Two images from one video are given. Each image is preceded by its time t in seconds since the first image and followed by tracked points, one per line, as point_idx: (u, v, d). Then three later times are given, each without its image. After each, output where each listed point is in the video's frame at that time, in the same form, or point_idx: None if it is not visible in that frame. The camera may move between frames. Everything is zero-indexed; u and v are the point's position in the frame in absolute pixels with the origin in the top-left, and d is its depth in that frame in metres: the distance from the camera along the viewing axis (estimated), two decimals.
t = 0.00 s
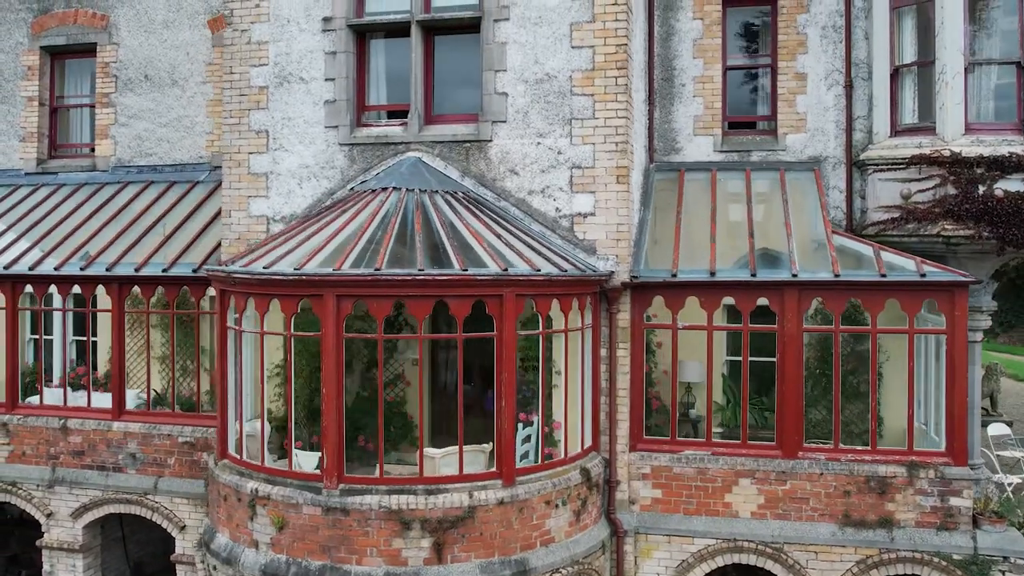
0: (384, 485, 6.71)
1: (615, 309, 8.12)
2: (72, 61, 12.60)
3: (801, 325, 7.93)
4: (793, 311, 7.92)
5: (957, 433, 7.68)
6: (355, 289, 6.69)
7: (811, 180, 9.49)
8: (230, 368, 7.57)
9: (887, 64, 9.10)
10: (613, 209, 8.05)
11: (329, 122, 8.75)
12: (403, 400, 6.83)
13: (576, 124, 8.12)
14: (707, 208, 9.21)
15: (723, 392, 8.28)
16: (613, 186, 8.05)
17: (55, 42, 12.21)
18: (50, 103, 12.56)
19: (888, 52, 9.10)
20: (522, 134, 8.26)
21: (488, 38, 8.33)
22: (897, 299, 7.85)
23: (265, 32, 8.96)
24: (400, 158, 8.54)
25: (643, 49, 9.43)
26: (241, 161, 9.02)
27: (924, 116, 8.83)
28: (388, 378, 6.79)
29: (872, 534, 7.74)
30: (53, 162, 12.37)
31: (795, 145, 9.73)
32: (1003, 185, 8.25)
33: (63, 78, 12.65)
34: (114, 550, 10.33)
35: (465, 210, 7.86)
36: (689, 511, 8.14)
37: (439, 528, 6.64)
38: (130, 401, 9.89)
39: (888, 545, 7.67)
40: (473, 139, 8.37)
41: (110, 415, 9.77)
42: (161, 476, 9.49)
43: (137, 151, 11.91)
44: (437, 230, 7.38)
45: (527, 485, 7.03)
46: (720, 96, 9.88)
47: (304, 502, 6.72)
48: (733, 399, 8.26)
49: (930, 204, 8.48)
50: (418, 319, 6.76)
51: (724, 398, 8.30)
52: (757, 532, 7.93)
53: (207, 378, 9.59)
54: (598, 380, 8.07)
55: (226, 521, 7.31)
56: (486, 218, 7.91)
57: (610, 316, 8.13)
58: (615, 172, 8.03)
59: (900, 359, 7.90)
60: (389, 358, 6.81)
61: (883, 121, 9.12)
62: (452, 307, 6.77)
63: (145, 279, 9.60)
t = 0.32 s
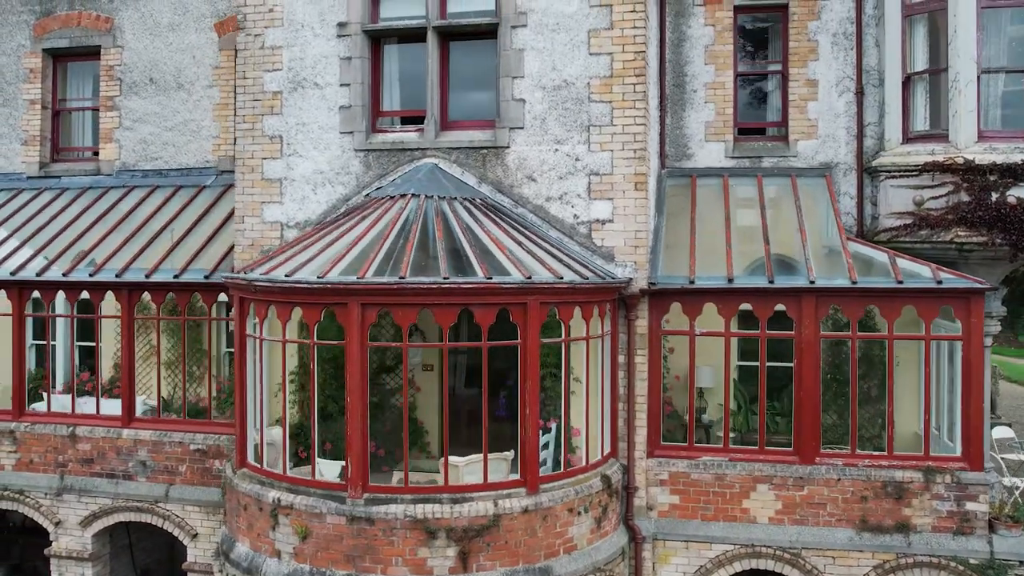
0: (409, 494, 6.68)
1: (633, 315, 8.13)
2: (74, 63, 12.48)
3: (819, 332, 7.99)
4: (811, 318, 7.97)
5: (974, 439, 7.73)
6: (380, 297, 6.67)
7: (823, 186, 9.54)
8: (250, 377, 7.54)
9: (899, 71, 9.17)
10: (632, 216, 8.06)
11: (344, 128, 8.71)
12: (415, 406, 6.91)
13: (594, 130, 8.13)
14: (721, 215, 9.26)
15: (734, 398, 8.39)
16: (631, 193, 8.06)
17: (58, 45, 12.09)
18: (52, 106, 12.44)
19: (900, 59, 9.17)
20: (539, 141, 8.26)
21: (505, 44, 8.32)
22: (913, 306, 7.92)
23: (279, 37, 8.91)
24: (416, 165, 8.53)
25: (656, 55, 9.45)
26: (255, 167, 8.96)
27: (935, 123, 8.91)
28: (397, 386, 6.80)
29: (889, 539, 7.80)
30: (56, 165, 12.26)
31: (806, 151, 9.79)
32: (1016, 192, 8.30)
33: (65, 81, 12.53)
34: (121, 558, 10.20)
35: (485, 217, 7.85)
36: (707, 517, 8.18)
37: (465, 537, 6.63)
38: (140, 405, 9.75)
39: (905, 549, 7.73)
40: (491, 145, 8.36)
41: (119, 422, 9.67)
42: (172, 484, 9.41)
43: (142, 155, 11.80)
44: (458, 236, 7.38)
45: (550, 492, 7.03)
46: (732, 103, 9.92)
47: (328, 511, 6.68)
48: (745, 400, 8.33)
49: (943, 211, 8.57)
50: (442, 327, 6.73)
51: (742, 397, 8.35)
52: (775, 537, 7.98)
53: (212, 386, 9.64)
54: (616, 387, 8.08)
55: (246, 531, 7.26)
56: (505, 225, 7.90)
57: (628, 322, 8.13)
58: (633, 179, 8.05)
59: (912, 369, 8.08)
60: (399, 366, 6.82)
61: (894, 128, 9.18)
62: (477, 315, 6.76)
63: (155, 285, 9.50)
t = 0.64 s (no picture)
0: (434, 502, 6.67)
1: (651, 322, 8.16)
2: (77, 66, 12.36)
3: (835, 338, 8.04)
4: (827, 325, 8.03)
5: (988, 444, 7.82)
6: (405, 305, 6.66)
7: (834, 193, 9.60)
8: (270, 385, 7.49)
9: (910, 78, 9.25)
10: (649, 222, 8.08)
11: (360, 134, 8.68)
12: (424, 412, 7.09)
13: (612, 137, 8.14)
14: (734, 221, 9.29)
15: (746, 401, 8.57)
16: (649, 200, 8.08)
17: (61, 47, 11.96)
18: (55, 109, 12.32)
19: (911, 67, 9.25)
20: (557, 147, 8.26)
21: (522, 50, 8.31)
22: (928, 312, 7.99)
23: (293, 42, 8.86)
24: (432, 171, 8.51)
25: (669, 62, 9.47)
26: (268, 172, 8.91)
27: (946, 131, 9.01)
28: (407, 391, 7.02)
29: (906, 543, 7.86)
30: (59, 169, 12.14)
31: (817, 157, 9.85)
32: None
33: (67, 84, 12.41)
34: (128, 566, 10.02)
35: (504, 224, 7.84)
36: (724, 522, 8.22)
37: (490, 545, 6.63)
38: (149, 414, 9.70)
39: (922, 553, 7.80)
40: (508, 152, 8.36)
41: (129, 429, 9.58)
42: (184, 491, 9.34)
43: (147, 159, 11.70)
44: (479, 244, 7.37)
45: (574, 500, 7.05)
46: (743, 109, 9.96)
47: (353, 520, 6.66)
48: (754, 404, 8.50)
49: (955, 218, 8.68)
50: (468, 335, 6.73)
51: (754, 400, 8.49)
52: (792, 542, 8.03)
53: (220, 391, 9.61)
54: (635, 394, 8.10)
55: (267, 540, 7.22)
56: (524, 231, 7.90)
57: (646, 329, 8.15)
58: (651, 186, 8.07)
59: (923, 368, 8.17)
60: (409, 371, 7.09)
61: (906, 135, 9.25)
62: (502, 323, 6.76)
63: (166, 291, 9.43)
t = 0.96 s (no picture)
0: (460, 511, 6.67)
1: (670, 328, 8.18)
2: (80, 69, 12.24)
3: (851, 344, 8.11)
4: (844, 331, 8.10)
5: (1003, 449, 7.92)
6: (431, 314, 6.64)
7: (845, 199, 9.66)
8: (290, 394, 7.45)
9: (921, 86, 9.34)
10: (667, 230, 8.11)
11: (375, 140, 8.65)
12: (434, 417, 6.83)
13: (630, 144, 8.16)
14: (747, 227, 9.32)
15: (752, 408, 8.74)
16: (667, 207, 8.11)
17: (64, 50, 11.84)
18: (58, 112, 12.20)
19: (922, 75, 9.35)
20: (575, 154, 8.27)
21: (539, 57, 8.31)
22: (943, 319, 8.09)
23: (307, 48, 8.81)
24: (449, 178, 8.49)
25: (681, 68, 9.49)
26: (282, 179, 8.85)
27: (957, 138, 9.14)
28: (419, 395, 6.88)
29: (922, 548, 7.94)
30: (62, 173, 12.02)
31: (828, 164, 9.89)
32: None
33: (71, 87, 12.29)
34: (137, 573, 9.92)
35: (525, 232, 7.84)
36: (741, 529, 8.26)
37: (516, 554, 6.65)
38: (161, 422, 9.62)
39: (938, 558, 7.88)
40: (525, 159, 8.35)
41: (140, 437, 9.49)
42: (196, 499, 9.27)
43: (153, 163, 11.61)
44: (501, 251, 7.35)
45: (598, 507, 7.06)
46: (754, 115, 10.00)
47: (379, 530, 6.64)
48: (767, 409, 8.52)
49: (967, 225, 8.79)
50: (494, 344, 6.72)
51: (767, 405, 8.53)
52: (809, 547, 8.10)
53: (229, 398, 9.55)
54: (653, 401, 8.13)
55: (288, 550, 7.18)
56: (544, 239, 7.90)
57: (665, 336, 8.17)
58: (669, 193, 8.10)
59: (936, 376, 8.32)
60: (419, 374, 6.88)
61: (917, 142, 9.35)
62: (528, 331, 6.76)
63: (177, 298, 9.35)
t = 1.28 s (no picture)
0: (487, 521, 6.67)
1: (688, 335, 8.21)
2: (83, 72, 12.12)
3: (868, 351, 8.17)
4: (861, 338, 8.16)
5: (1018, 456, 8.00)
6: (458, 323, 6.63)
7: (857, 206, 9.72)
8: (311, 403, 7.40)
9: (932, 94, 9.43)
10: (686, 237, 8.14)
11: (392, 147, 8.62)
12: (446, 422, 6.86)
13: (649, 152, 8.17)
14: (760, 233, 9.36)
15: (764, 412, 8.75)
16: (685, 215, 8.14)
17: (68, 53, 11.73)
18: (61, 116, 12.08)
19: (933, 83, 9.44)
20: (593, 162, 8.27)
21: (557, 64, 8.31)
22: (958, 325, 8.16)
23: (322, 54, 8.76)
24: (467, 185, 8.47)
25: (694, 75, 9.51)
26: (297, 185, 8.80)
27: (968, 147, 9.27)
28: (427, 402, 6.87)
29: (938, 553, 8.01)
30: (66, 178, 11.91)
31: (838, 171, 9.97)
32: None
33: (74, 90, 12.18)
34: None
35: (545, 239, 7.83)
36: (759, 535, 8.32)
37: (543, 563, 6.65)
38: (172, 430, 9.54)
39: (954, 563, 7.96)
40: (543, 166, 8.35)
41: (152, 445, 9.42)
42: (209, 508, 9.21)
43: (159, 168, 11.51)
44: (523, 260, 7.34)
45: (622, 516, 7.08)
46: (765, 122, 10.04)
47: (404, 540, 6.62)
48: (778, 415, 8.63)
49: (979, 232, 8.88)
50: (520, 353, 6.72)
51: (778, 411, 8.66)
52: (827, 553, 8.15)
53: (238, 405, 9.46)
54: (672, 408, 8.17)
55: (310, 560, 7.14)
56: (564, 246, 7.89)
57: (683, 342, 8.21)
58: (687, 201, 8.13)
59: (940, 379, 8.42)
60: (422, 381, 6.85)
61: (928, 150, 9.45)
62: (554, 340, 6.76)
63: (189, 305, 9.27)
